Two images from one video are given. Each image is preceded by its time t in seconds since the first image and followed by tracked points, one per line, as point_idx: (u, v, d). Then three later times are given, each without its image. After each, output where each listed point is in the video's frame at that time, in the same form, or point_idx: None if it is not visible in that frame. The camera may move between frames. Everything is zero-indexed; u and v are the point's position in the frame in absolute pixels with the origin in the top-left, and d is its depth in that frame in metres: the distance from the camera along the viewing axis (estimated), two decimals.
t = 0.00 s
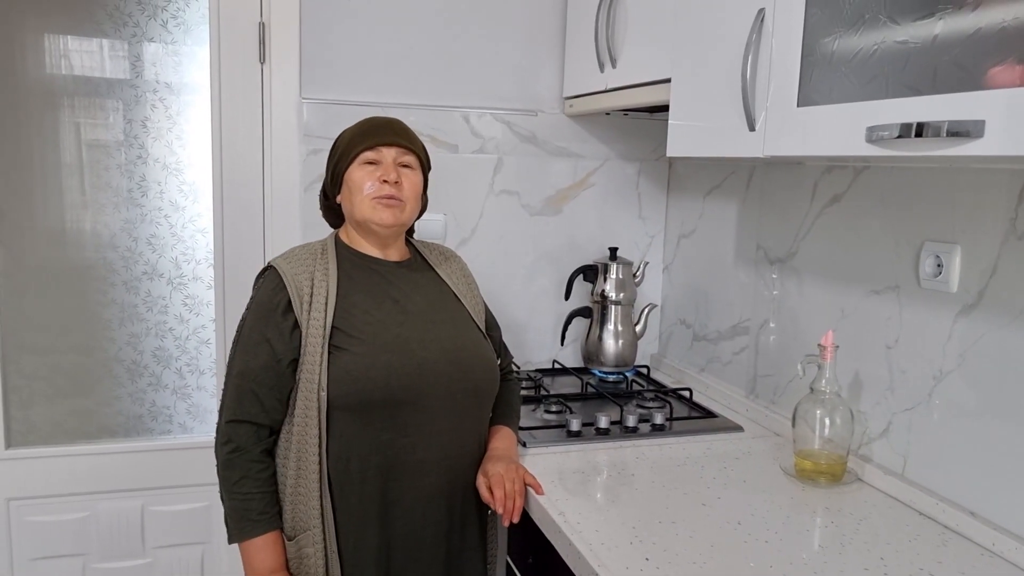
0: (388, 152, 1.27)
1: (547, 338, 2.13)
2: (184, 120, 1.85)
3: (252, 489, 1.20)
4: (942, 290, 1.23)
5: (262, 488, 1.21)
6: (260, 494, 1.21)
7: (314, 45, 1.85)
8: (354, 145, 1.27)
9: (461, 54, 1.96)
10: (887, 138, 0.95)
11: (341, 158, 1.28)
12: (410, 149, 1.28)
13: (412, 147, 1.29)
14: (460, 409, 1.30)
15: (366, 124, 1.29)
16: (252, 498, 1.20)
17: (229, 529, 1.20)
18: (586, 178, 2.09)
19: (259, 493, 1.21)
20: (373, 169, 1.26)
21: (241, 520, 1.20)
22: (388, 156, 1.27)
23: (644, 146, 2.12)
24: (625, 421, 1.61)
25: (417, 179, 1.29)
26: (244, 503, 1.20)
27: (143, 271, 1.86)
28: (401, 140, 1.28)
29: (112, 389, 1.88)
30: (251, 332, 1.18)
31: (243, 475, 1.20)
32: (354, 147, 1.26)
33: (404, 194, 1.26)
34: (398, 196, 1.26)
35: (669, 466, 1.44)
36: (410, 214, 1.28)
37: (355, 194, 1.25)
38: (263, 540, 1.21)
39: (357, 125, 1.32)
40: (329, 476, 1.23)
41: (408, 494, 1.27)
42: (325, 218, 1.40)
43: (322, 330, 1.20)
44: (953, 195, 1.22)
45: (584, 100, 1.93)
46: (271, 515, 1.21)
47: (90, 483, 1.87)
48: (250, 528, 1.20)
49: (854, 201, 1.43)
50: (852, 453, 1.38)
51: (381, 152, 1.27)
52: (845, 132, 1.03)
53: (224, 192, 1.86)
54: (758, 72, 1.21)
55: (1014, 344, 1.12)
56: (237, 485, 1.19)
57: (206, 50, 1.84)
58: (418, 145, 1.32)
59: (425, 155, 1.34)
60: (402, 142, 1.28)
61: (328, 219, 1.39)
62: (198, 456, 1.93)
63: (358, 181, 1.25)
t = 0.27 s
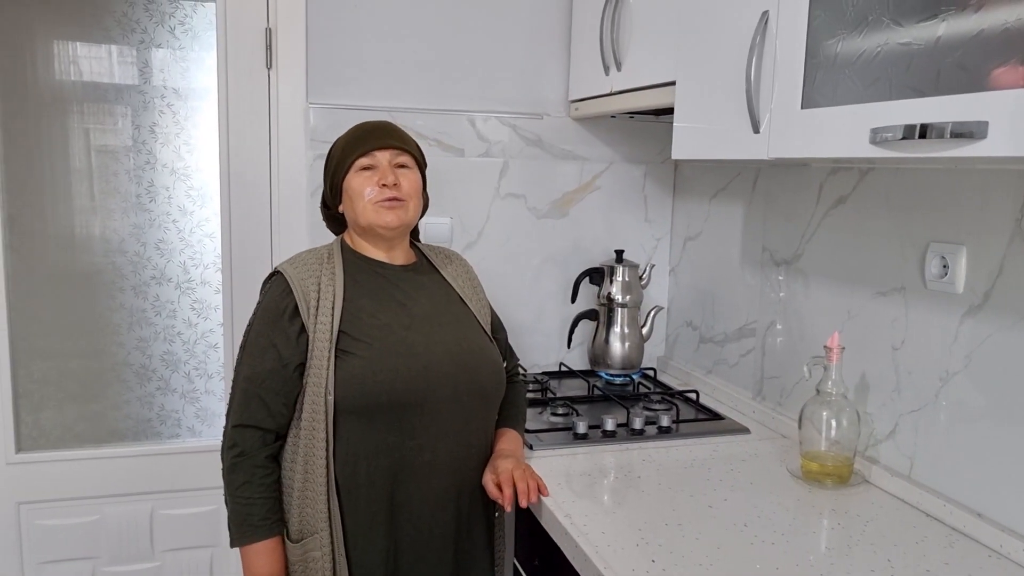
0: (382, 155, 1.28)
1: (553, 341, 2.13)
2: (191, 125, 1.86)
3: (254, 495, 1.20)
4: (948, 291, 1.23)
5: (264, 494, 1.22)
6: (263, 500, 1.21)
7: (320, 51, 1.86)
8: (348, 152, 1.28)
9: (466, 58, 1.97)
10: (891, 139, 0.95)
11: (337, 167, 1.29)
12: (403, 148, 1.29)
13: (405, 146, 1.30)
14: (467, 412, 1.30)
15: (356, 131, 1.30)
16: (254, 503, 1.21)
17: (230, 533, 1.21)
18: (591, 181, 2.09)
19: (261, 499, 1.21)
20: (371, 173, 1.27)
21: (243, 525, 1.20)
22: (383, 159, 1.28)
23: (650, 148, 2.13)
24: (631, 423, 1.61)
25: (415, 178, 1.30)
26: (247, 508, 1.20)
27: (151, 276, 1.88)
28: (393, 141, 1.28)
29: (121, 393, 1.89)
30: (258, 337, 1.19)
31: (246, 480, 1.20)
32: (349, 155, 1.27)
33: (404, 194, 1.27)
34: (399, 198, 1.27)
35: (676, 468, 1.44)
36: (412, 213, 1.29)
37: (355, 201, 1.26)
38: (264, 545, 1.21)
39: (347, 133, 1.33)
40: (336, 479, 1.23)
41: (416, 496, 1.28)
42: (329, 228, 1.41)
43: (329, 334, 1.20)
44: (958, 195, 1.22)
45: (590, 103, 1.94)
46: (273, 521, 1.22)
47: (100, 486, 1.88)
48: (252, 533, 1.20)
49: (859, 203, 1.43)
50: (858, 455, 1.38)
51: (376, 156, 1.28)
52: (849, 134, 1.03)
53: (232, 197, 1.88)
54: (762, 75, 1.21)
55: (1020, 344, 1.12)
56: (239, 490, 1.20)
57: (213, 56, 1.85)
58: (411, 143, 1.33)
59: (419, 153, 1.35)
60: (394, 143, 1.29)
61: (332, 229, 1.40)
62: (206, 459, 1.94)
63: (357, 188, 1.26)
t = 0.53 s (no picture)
0: (365, 163, 1.27)
1: (558, 343, 2.13)
2: (197, 130, 1.87)
3: (261, 501, 1.21)
4: (953, 291, 1.23)
5: (271, 501, 1.22)
6: (269, 506, 1.22)
7: (325, 56, 1.87)
8: (332, 167, 1.28)
9: (470, 61, 1.98)
10: (895, 140, 0.95)
11: (326, 183, 1.29)
12: (385, 151, 1.28)
13: (386, 149, 1.28)
14: (473, 417, 1.31)
15: (335, 143, 1.29)
16: (261, 510, 1.21)
17: (240, 540, 1.21)
18: (596, 183, 2.10)
19: (268, 505, 1.22)
20: (357, 183, 1.27)
21: (251, 532, 1.20)
22: (367, 166, 1.27)
23: (654, 150, 2.13)
24: (637, 425, 1.62)
25: (402, 178, 1.29)
26: (254, 514, 1.21)
27: (158, 280, 1.89)
28: (372, 147, 1.27)
29: (128, 397, 1.90)
30: (263, 345, 1.20)
31: (253, 487, 1.21)
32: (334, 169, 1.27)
33: (392, 198, 1.26)
34: (389, 203, 1.26)
35: (682, 470, 1.44)
36: (406, 215, 1.28)
37: (348, 215, 1.26)
38: (272, 550, 1.21)
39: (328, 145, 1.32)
40: (343, 483, 1.24)
41: (422, 500, 1.28)
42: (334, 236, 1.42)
43: (334, 339, 1.21)
44: (963, 195, 1.22)
45: (593, 106, 1.94)
46: (279, 527, 1.22)
47: (107, 491, 1.89)
48: (259, 540, 1.20)
49: (864, 204, 1.43)
50: (864, 456, 1.38)
51: (359, 165, 1.27)
52: (852, 135, 1.03)
53: (237, 201, 1.88)
54: (766, 76, 1.21)
55: None
56: (246, 497, 1.20)
57: (217, 61, 1.86)
58: (392, 143, 1.31)
59: (403, 151, 1.33)
60: (373, 148, 1.27)
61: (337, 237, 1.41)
62: (213, 463, 1.95)
63: (347, 201, 1.26)
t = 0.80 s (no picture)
0: (359, 170, 1.26)
1: (562, 345, 2.13)
2: (199, 133, 1.87)
3: (266, 506, 1.21)
4: (957, 291, 1.23)
5: (276, 506, 1.22)
6: (274, 511, 1.22)
7: (327, 58, 1.88)
8: (327, 176, 1.27)
9: (472, 63, 1.98)
10: (898, 139, 0.95)
11: (322, 191, 1.29)
12: (378, 156, 1.27)
13: (379, 154, 1.27)
14: (476, 420, 1.30)
15: (328, 150, 1.28)
16: (266, 515, 1.21)
17: (246, 546, 1.22)
18: (599, 185, 2.10)
19: (273, 510, 1.22)
20: (353, 192, 1.26)
21: (256, 537, 1.21)
22: (362, 174, 1.27)
23: (657, 151, 2.13)
24: (641, 427, 1.61)
25: (397, 183, 1.28)
26: (258, 519, 1.21)
27: (161, 283, 1.89)
28: (365, 154, 1.26)
29: (131, 400, 1.90)
30: (267, 349, 1.20)
31: (257, 491, 1.21)
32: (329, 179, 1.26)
33: (389, 205, 1.26)
34: (386, 211, 1.26)
35: (686, 471, 1.44)
36: (404, 221, 1.28)
37: (347, 225, 1.27)
38: (277, 555, 1.22)
39: (320, 153, 1.31)
40: (348, 486, 1.24)
41: (427, 503, 1.28)
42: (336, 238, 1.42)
43: (337, 343, 1.21)
44: (967, 194, 1.21)
45: (596, 107, 1.94)
46: (284, 532, 1.22)
47: (111, 494, 1.89)
48: (264, 545, 1.21)
49: (867, 204, 1.43)
50: (869, 457, 1.38)
51: (353, 173, 1.26)
52: (855, 134, 1.03)
53: (240, 204, 1.89)
54: (769, 77, 1.21)
55: None
56: (251, 501, 1.21)
57: (219, 64, 1.86)
58: (384, 145, 1.30)
59: (396, 152, 1.32)
60: (366, 154, 1.26)
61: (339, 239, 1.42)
62: (216, 466, 1.95)
63: (344, 210, 1.26)
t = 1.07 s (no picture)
0: (369, 174, 1.26)
1: (565, 348, 2.13)
2: (204, 136, 1.87)
3: (271, 509, 1.22)
4: (963, 294, 1.22)
5: (281, 509, 1.23)
6: (279, 514, 1.23)
7: (332, 61, 1.88)
8: (336, 178, 1.27)
9: (477, 67, 1.98)
10: (904, 142, 0.95)
11: (331, 194, 1.28)
12: (388, 161, 1.27)
13: (389, 159, 1.27)
14: (482, 423, 1.30)
15: (338, 152, 1.28)
16: (271, 518, 1.22)
17: (251, 548, 1.22)
18: (603, 188, 2.09)
19: (277, 513, 1.22)
20: (362, 196, 1.26)
21: (260, 540, 1.21)
22: (371, 178, 1.27)
23: (661, 154, 2.13)
24: (645, 430, 1.61)
25: (406, 188, 1.28)
26: (263, 522, 1.21)
27: (165, 286, 1.89)
28: (375, 158, 1.26)
29: (135, 403, 1.90)
30: (272, 353, 1.20)
31: (262, 494, 1.21)
32: (338, 182, 1.26)
33: (397, 211, 1.26)
34: (394, 216, 1.26)
35: (691, 474, 1.44)
36: (412, 226, 1.28)
37: (354, 228, 1.27)
38: (281, 559, 1.22)
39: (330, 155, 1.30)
40: (353, 490, 1.24)
41: (432, 506, 1.27)
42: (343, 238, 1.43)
43: (343, 346, 1.21)
44: (973, 197, 1.21)
45: (600, 110, 1.94)
46: (289, 535, 1.23)
47: (115, 497, 1.89)
48: (269, 548, 1.21)
49: (872, 207, 1.42)
50: (874, 460, 1.37)
51: (363, 177, 1.26)
52: (860, 137, 1.03)
53: (244, 207, 1.89)
54: (774, 80, 1.21)
55: None
56: (256, 504, 1.21)
57: (223, 68, 1.86)
58: (394, 150, 1.30)
59: (405, 157, 1.32)
60: (376, 159, 1.26)
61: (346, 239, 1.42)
62: (220, 469, 1.95)
63: (353, 214, 1.26)
